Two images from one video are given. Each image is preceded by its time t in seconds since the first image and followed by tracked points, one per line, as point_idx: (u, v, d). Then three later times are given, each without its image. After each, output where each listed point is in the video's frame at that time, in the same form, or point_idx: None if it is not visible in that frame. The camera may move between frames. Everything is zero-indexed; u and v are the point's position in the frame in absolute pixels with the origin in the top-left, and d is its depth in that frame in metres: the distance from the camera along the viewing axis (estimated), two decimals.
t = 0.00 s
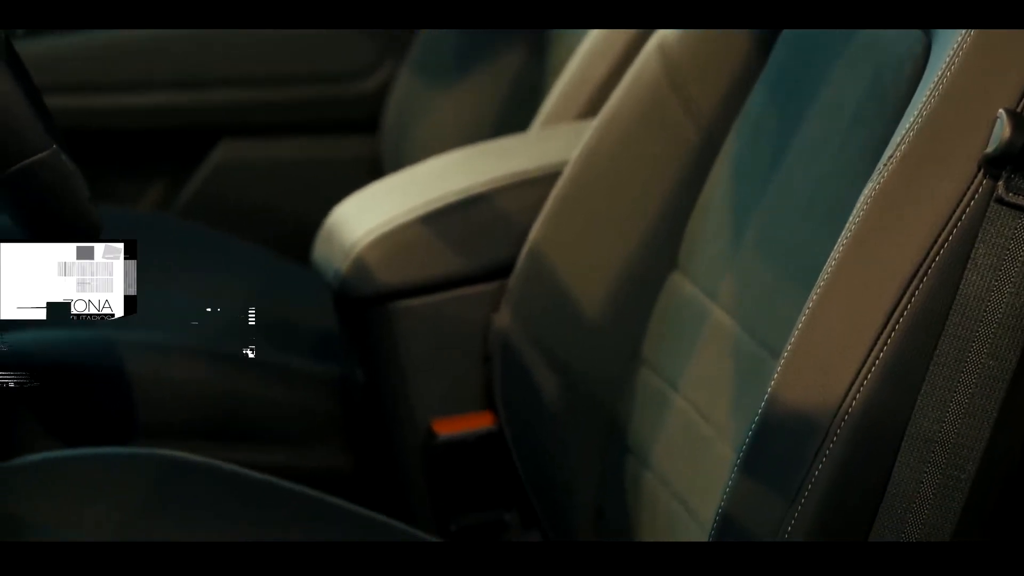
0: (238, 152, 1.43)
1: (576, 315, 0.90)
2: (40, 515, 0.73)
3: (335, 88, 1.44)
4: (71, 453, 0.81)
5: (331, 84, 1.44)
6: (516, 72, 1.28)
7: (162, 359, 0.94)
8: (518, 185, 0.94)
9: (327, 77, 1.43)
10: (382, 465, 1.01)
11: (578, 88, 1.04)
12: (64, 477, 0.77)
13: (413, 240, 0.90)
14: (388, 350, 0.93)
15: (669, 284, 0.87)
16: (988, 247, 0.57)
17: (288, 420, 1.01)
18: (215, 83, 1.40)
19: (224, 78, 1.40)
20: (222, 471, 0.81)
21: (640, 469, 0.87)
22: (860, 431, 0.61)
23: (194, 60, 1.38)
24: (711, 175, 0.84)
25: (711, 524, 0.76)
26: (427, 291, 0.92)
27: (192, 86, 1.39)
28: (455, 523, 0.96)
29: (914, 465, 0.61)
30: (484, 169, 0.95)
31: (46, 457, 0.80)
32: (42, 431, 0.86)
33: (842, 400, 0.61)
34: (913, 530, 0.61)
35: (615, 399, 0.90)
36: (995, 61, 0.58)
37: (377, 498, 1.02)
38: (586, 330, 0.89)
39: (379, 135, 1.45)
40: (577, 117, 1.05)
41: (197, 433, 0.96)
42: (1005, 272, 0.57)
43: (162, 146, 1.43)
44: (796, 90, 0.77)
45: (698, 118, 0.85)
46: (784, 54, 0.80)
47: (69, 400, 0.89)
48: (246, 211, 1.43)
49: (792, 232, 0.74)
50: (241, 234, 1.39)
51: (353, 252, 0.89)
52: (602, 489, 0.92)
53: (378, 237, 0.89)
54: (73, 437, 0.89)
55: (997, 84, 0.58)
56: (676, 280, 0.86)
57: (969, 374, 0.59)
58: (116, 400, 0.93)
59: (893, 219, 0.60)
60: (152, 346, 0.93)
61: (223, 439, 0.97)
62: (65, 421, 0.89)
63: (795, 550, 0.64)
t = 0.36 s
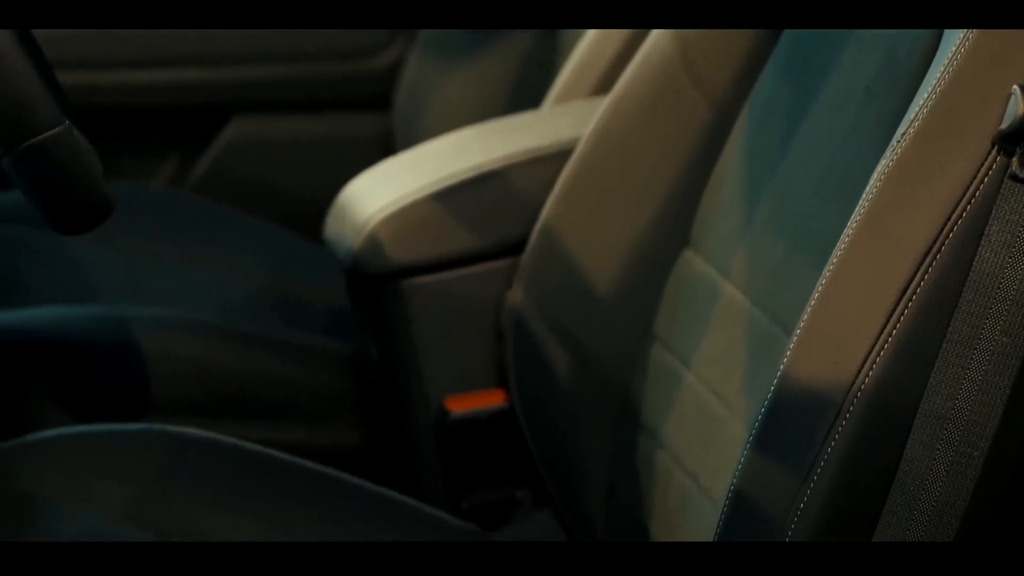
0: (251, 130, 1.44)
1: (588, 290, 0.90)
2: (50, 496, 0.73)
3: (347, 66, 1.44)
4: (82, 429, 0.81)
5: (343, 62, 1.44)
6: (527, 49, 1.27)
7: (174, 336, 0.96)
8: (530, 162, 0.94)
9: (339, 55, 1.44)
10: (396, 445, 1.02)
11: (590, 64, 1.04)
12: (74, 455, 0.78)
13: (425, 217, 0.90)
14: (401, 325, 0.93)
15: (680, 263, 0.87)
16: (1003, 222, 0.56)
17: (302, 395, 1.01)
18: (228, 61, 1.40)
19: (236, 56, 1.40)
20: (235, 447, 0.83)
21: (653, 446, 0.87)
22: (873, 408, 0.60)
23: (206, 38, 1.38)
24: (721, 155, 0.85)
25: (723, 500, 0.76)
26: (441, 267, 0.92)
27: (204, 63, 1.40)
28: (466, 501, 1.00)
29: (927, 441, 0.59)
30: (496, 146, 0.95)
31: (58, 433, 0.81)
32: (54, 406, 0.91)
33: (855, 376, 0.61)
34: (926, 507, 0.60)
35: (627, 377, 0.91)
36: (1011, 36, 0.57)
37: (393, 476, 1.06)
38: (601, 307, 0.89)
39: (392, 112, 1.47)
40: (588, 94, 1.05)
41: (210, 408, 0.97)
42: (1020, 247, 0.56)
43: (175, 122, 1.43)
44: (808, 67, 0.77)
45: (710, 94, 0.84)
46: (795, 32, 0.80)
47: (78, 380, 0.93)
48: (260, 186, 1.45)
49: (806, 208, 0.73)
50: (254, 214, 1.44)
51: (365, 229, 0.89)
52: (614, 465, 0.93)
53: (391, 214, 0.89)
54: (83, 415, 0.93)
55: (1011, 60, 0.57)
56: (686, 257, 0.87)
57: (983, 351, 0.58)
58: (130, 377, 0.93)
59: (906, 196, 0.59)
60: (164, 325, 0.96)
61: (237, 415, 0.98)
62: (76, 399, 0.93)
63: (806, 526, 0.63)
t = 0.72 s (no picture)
0: (263, 107, 1.44)
1: (600, 268, 0.90)
2: (65, 471, 0.75)
3: (359, 44, 1.45)
4: (95, 405, 0.83)
5: (355, 40, 1.45)
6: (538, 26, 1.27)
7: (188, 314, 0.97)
8: (542, 139, 0.94)
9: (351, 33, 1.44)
10: (407, 422, 1.03)
11: (601, 42, 1.04)
12: (89, 431, 0.80)
13: (438, 194, 0.90)
14: (413, 301, 0.93)
15: (693, 240, 0.86)
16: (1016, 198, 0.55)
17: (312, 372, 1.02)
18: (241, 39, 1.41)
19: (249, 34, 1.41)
20: (245, 423, 0.85)
21: (665, 423, 0.86)
22: (885, 385, 0.60)
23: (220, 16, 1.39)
24: (735, 131, 0.84)
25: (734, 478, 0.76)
26: (453, 245, 0.92)
27: (219, 40, 1.41)
28: (477, 477, 1.01)
29: (940, 418, 0.59)
30: (507, 123, 0.95)
31: (71, 409, 0.83)
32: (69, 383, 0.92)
33: (867, 353, 0.60)
34: (937, 483, 0.59)
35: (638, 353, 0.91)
36: None
37: (405, 452, 1.07)
38: (614, 286, 0.90)
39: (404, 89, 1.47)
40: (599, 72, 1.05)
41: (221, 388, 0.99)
42: None
43: (189, 100, 1.43)
44: (820, 45, 0.77)
45: (723, 70, 0.84)
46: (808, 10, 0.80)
47: (96, 355, 0.95)
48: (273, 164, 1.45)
49: (818, 185, 0.73)
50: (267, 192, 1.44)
51: (379, 205, 0.89)
52: (623, 441, 0.92)
53: (404, 190, 0.89)
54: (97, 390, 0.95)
55: None
56: (700, 235, 0.86)
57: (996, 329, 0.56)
58: (146, 352, 0.95)
59: (919, 173, 0.59)
60: (180, 301, 0.98)
61: (246, 392, 1.01)
62: (91, 373, 0.95)
63: (818, 505, 0.63)
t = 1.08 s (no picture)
0: (272, 85, 1.44)
1: (611, 245, 0.89)
2: (76, 446, 0.77)
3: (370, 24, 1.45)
4: (101, 383, 0.84)
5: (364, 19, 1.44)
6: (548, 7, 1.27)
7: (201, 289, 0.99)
8: (553, 117, 0.93)
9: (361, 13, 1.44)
10: (417, 401, 1.03)
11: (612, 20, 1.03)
12: (101, 408, 0.81)
13: (448, 171, 0.90)
14: (423, 277, 0.94)
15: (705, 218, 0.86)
16: None
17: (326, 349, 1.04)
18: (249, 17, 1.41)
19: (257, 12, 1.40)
20: (253, 400, 0.85)
21: (677, 400, 0.85)
22: (898, 361, 0.60)
23: None
24: (746, 110, 0.84)
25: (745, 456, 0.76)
26: (464, 223, 0.92)
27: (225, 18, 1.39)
28: (489, 454, 1.02)
29: (951, 395, 0.59)
30: (519, 101, 0.95)
31: (79, 386, 0.83)
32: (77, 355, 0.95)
33: (880, 329, 0.60)
34: (949, 461, 0.59)
35: (650, 332, 0.89)
36: None
37: (414, 430, 1.07)
38: (625, 264, 0.89)
39: (414, 69, 1.47)
40: (610, 50, 1.04)
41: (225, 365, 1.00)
42: None
43: (198, 77, 1.44)
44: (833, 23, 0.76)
45: (736, 48, 0.84)
46: None
47: (103, 330, 0.96)
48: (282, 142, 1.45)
49: (830, 162, 0.72)
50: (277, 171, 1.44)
51: (389, 181, 0.89)
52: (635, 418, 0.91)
53: (414, 167, 0.89)
54: (109, 365, 0.97)
55: None
56: (711, 213, 0.85)
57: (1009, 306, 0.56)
58: (153, 327, 0.97)
59: (930, 150, 0.59)
60: (191, 279, 0.99)
61: (251, 368, 1.02)
62: (103, 349, 0.97)
63: (830, 482, 0.63)
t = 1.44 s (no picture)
0: (286, 68, 1.44)
1: (624, 227, 0.89)
2: (92, 426, 0.77)
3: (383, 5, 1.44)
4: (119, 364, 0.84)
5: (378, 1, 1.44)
6: None
7: (216, 274, 0.99)
8: (566, 100, 0.93)
9: None
10: (431, 385, 1.05)
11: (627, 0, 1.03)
12: (119, 391, 0.81)
13: (461, 155, 0.90)
14: (436, 262, 0.94)
15: (718, 202, 0.85)
16: None
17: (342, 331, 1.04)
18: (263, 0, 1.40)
19: None
20: (266, 383, 0.86)
21: (691, 386, 0.85)
22: (912, 345, 0.59)
23: None
24: (761, 92, 0.83)
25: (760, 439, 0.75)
26: (478, 205, 0.92)
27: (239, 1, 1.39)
28: (502, 437, 1.02)
29: (966, 377, 0.59)
30: (532, 84, 0.95)
31: (96, 368, 0.83)
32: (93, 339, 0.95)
33: (893, 314, 0.59)
34: (964, 445, 0.60)
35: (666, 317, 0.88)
36: None
37: (427, 412, 1.09)
38: (638, 248, 0.88)
39: (428, 51, 1.47)
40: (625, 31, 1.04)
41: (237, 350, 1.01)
42: None
43: (212, 60, 1.44)
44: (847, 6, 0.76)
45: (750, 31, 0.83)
46: None
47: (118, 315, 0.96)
48: (296, 125, 1.46)
49: (843, 145, 0.72)
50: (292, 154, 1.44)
51: (402, 165, 0.90)
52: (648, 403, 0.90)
53: (427, 151, 0.89)
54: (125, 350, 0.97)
55: None
56: (725, 195, 0.84)
57: None
58: (167, 311, 0.97)
59: (945, 133, 0.58)
60: (206, 263, 1.00)
61: (266, 352, 1.02)
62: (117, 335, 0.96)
63: (844, 465, 0.62)
